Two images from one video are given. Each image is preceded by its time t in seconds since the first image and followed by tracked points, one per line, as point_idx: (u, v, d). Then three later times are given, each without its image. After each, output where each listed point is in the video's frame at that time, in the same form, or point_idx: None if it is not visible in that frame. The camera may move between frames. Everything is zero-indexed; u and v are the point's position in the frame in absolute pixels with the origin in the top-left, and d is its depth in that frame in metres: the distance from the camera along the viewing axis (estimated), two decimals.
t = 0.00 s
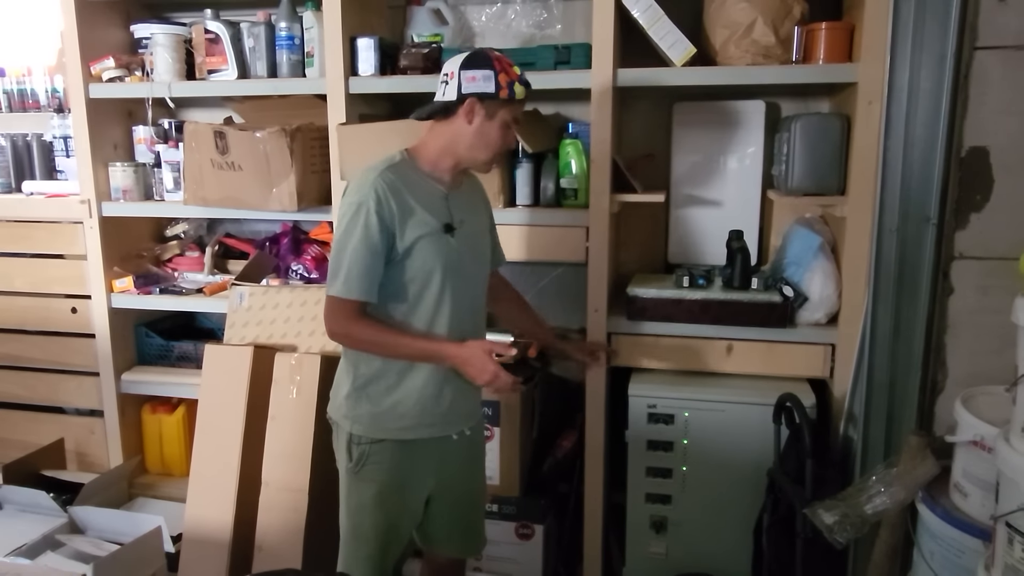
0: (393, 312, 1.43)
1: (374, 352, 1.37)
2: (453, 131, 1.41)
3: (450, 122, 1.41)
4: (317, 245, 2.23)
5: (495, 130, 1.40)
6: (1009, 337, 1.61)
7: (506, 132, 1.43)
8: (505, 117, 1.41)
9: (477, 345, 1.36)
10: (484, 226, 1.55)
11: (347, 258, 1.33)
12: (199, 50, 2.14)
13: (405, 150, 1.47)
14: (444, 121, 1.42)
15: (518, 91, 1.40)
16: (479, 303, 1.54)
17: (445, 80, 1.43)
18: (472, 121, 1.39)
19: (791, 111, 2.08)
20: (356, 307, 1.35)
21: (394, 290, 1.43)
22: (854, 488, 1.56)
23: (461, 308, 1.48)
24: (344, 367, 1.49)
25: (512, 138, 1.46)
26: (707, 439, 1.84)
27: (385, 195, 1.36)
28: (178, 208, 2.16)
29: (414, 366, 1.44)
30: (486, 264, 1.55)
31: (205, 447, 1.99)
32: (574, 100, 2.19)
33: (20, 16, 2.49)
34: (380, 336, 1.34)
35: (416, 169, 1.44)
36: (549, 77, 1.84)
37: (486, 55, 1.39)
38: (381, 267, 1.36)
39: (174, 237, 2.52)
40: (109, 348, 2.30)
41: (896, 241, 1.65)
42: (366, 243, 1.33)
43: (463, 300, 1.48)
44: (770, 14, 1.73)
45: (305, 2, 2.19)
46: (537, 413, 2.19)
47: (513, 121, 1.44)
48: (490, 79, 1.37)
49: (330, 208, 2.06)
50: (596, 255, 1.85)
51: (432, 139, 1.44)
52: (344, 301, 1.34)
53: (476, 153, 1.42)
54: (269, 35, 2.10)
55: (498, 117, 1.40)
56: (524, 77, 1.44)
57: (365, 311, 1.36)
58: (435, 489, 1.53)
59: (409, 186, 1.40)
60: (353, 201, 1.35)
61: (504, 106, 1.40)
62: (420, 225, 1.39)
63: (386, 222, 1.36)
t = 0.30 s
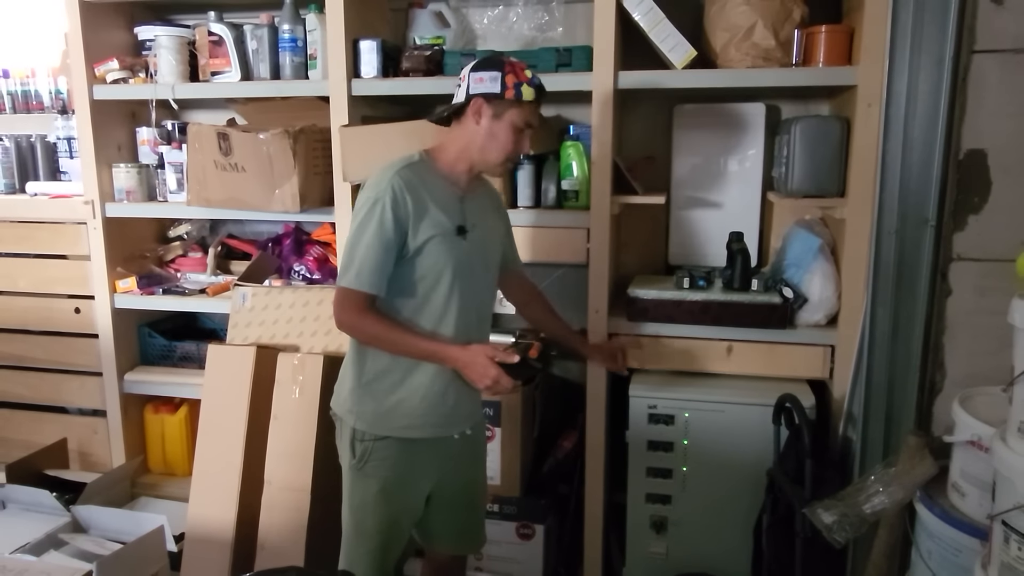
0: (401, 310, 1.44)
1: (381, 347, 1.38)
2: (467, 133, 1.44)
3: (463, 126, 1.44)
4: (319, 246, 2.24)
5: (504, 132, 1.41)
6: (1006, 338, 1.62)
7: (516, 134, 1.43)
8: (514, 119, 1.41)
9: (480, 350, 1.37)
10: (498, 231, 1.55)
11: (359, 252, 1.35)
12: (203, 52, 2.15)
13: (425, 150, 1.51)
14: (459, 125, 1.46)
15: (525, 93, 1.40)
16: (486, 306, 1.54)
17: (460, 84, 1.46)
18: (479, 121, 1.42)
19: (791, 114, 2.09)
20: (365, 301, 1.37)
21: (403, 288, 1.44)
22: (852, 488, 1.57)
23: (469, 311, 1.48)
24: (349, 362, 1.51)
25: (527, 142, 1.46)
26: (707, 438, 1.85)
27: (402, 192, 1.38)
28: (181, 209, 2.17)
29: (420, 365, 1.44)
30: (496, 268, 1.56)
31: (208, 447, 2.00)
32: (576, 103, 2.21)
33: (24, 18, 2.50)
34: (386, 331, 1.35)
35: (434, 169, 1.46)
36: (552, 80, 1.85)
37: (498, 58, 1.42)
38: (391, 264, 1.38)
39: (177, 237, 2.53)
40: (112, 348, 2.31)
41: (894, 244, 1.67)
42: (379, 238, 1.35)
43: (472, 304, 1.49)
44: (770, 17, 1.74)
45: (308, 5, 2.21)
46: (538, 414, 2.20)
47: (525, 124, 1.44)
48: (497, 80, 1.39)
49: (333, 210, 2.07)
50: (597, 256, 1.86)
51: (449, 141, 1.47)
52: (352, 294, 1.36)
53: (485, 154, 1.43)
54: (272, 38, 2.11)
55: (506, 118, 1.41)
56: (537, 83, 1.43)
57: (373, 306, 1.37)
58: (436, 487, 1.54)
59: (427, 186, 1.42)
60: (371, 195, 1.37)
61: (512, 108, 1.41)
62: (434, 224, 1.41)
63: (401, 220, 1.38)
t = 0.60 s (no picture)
0: (406, 305, 1.45)
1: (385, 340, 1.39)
2: (468, 129, 1.47)
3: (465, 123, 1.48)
4: (321, 246, 2.24)
5: (486, 120, 1.42)
6: (1006, 338, 1.62)
7: (503, 122, 1.42)
8: (495, 106, 1.42)
9: (481, 347, 1.37)
10: (507, 232, 1.56)
11: (366, 244, 1.37)
12: (206, 53, 2.16)
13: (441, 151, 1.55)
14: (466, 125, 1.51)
15: (502, 79, 1.42)
16: (492, 306, 1.54)
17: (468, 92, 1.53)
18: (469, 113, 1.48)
19: (792, 115, 2.09)
20: (371, 295, 1.38)
21: (408, 283, 1.45)
22: (852, 487, 1.57)
23: (472, 311, 1.48)
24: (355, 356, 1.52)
25: (517, 128, 1.42)
26: (708, 438, 1.86)
27: (411, 188, 1.40)
28: (184, 209, 2.18)
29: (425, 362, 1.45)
30: (503, 268, 1.56)
31: (211, 446, 2.01)
32: (577, 104, 2.22)
33: (29, 19, 2.51)
34: (389, 324, 1.36)
35: (445, 168, 1.48)
36: (554, 81, 1.86)
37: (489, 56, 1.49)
38: (397, 257, 1.39)
39: (178, 238, 2.52)
40: (115, 348, 2.32)
41: (893, 245, 1.67)
42: (385, 230, 1.36)
43: (477, 303, 1.49)
44: (771, 18, 1.75)
45: (310, 6, 2.22)
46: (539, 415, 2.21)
47: (511, 111, 1.42)
48: (480, 73, 1.46)
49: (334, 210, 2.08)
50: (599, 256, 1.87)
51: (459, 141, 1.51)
52: (357, 285, 1.37)
53: (478, 145, 1.45)
54: (275, 39, 2.12)
55: (488, 106, 1.43)
56: (520, 69, 1.44)
57: (378, 298, 1.39)
58: (439, 484, 1.55)
59: (437, 183, 1.43)
60: (380, 189, 1.39)
61: (492, 95, 1.43)
62: (441, 221, 1.42)
63: (408, 214, 1.39)
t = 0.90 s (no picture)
0: (406, 309, 1.46)
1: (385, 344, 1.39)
2: (473, 134, 1.46)
3: (469, 127, 1.47)
4: (322, 247, 2.25)
5: (501, 125, 1.42)
6: (1005, 340, 1.63)
7: (518, 125, 1.43)
8: (510, 110, 1.42)
9: (480, 352, 1.36)
10: (507, 235, 1.57)
11: (367, 248, 1.37)
12: (207, 55, 2.17)
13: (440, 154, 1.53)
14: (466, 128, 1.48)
15: (516, 83, 1.41)
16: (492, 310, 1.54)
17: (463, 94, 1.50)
18: (478, 119, 1.45)
19: (792, 117, 2.09)
20: (372, 298, 1.38)
21: (409, 287, 1.45)
22: (852, 489, 1.58)
23: (472, 315, 1.49)
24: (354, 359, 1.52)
25: (531, 131, 1.45)
26: (708, 440, 1.86)
27: (412, 191, 1.40)
28: (186, 211, 2.19)
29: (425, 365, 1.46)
30: (503, 271, 1.56)
31: (212, 447, 2.02)
32: (578, 106, 2.22)
33: (31, 21, 2.52)
34: (388, 329, 1.37)
35: (446, 171, 1.48)
36: (556, 84, 1.87)
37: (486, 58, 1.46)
38: (397, 262, 1.39)
39: (182, 240, 2.52)
40: (117, 349, 2.33)
41: (893, 248, 1.67)
42: (386, 234, 1.37)
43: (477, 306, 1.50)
44: (772, 21, 1.75)
45: (312, 9, 2.23)
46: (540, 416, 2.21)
47: (526, 114, 1.44)
48: (487, 77, 1.43)
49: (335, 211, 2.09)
50: (600, 258, 1.87)
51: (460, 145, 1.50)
52: (357, 289, 1.38)
53: (490, 150, 1.44)
54: (277, 41, 2.13)
55: (502, 111, 1.43)
56: (528, 72, 1.44)
57: (378, 303, 1.39)
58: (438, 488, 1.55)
59: (437, 186, 1.44)
60: (381, 193, 1.40)
61: (507, 100, 1.42)
62: (442, 225, 1.42)
63: (408, 218, 1.40)
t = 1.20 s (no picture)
0: (396, 317, 1.45)
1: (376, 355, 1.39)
2: (470, 141, 1.46)
3: (469, 135, 1.45)
4: (324, 250, 2.25)
5: (511, 135, 1.47)
6: (1008, 342, 1.63)
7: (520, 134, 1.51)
8: (519, 121, 1.48)
9: (473, 365, 1.36)
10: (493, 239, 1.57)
11: (358, 259, 1.36)
12: (209, 58, 2.17)
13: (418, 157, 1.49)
14: (460, 133, 1.45)
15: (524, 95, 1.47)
16: (480, 315, 1.55)
17: (450, 95, 1.46)
18: (490, 130, 1.44)
19: (793, 119, 2.09)
20: (363, 308, 1.38)
21: (399, 295, 1.45)
22: (855, 491, 1.58)
23: (463, 321, 1.49)
24: (342, 367, 1.51)
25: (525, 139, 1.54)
26: (709, 443, 1.86)
27: (403, 201, 1.39)
28: (188, 213, 2.19)
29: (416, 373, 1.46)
30: (490, 276, 1.57)
31: (214, 450, 2.02)
32: (579, 108, 2.22)
33: (34, 24, 2.53)
34: (380, 341, 1.37)
35: (435, 177, 1.47)
36: (557, 86, 1.87)
37: (489, 65, 1.44)
38: (388, 272, 1.39)
39: (183, 241, 2.55)
40: (119, 352, 2.33)
41: (895, 250, 1.68)
42: (377, 245, 1.36)
43: (466, 313, 1.50)
44: (773, 23, 1.75)
45: (314, 11, 2.23)
46: (541, 419, 2.21)
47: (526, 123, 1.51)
48: (500, 87, 1.43)
49: (337, 214, 2.10)
50: (601, 260, 1.87)
51: (450, 150, 1.47)
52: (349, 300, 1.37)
53: (494, 158, 1.47)
54: (278, 44, 2.14)
55: (512, 122, 1.47)
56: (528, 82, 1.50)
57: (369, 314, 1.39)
58: (431, 495, 1.55)
59: (427, 193, 1.43)
60: (371, 202, 1.38)
61: (518, 111, 1.47)
62: (433, 233, 1.42)
63: (399, 228, 1.39)
